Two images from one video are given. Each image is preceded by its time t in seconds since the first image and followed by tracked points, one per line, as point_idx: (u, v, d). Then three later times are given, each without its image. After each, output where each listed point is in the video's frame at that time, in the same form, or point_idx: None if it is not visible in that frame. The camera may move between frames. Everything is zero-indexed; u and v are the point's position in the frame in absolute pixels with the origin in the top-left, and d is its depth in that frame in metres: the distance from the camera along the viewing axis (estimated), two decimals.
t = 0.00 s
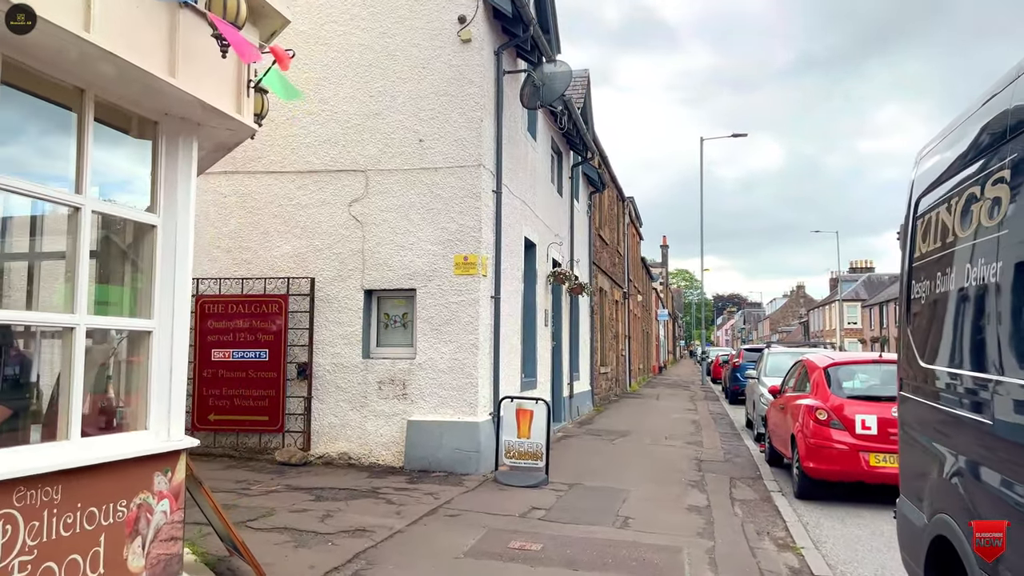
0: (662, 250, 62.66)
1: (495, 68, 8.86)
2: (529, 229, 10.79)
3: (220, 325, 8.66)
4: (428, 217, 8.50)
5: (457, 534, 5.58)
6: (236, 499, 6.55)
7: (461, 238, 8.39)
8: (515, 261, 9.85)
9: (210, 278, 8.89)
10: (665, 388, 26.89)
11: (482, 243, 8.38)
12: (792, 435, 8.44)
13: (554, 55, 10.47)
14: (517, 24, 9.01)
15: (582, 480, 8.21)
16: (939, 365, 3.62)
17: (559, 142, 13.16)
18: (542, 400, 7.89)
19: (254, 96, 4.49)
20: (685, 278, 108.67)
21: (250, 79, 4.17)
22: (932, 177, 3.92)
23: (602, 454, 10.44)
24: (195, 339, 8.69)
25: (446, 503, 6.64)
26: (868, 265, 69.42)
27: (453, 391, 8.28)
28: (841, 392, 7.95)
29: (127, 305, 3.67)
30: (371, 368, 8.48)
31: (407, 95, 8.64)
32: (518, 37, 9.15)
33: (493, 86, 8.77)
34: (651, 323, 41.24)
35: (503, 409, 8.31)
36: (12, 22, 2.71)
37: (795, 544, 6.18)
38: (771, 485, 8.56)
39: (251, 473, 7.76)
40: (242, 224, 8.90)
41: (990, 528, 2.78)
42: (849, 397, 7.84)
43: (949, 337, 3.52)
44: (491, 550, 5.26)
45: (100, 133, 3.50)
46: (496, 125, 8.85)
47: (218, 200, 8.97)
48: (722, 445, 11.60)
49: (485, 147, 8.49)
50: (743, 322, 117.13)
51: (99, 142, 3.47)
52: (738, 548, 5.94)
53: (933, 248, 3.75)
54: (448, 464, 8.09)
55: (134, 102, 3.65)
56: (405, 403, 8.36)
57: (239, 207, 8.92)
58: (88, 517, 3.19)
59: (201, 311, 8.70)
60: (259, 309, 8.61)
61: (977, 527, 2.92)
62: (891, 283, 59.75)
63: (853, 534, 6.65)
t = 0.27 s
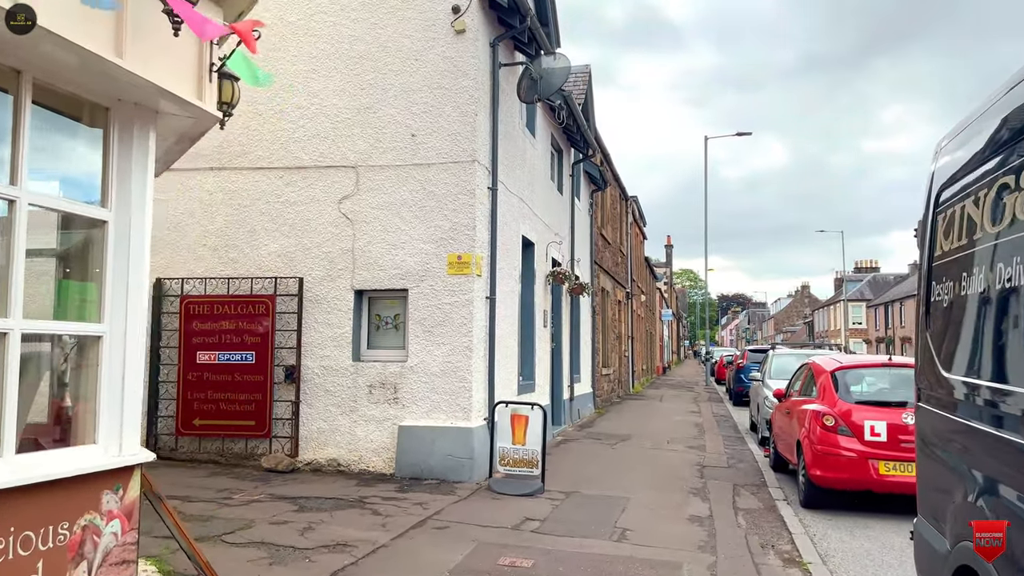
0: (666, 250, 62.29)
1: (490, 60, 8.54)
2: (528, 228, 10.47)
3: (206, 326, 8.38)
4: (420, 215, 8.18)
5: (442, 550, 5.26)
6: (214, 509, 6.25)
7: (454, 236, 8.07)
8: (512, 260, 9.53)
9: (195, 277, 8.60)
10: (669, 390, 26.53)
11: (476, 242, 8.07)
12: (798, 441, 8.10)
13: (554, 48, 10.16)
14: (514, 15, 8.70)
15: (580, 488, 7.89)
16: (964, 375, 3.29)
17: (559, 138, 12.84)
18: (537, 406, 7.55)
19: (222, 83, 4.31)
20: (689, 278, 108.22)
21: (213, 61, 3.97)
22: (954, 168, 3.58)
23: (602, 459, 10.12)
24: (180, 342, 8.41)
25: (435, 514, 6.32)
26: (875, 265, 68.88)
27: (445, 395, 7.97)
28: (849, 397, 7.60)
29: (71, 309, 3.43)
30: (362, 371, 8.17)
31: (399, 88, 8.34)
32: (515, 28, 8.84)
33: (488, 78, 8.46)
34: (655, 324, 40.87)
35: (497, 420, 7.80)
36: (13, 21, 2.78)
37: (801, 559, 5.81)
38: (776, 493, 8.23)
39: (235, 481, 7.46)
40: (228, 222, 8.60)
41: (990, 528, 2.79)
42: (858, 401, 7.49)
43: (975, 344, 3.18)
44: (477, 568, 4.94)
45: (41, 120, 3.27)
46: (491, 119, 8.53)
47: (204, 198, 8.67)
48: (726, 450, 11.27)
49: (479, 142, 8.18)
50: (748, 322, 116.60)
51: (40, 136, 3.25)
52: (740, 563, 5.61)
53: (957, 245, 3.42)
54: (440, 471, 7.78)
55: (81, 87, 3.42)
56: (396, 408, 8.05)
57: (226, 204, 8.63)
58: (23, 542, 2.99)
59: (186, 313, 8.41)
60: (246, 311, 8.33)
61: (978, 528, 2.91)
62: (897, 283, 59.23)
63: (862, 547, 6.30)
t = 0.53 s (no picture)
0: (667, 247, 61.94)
1: (480, 44, 8.23)
2: (521, 220, 10.15)
3: (185, 321, 8.07)
4: (406, 204, 7.87)
5: (421, 555, 4.95)
6: (186, 512, 5.95)
7: (441, 226, 7.76)
8: (504, 252, 9.21)
9: (174, 270, 8.29)
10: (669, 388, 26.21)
11: (465, 233, 7.75)
12: (800, 439, 7.77)
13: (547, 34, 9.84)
14: None
15: (572, 489, 7.58)
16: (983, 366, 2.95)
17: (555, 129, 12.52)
18: (529, 403, 7.26)
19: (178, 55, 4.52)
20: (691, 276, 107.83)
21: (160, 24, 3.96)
22: (973, 137, 3.23)
23: (598, 458, 9.80)
24: (159, 336, 8.11)
25: (418, 516, 6.02)
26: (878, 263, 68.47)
27: (432, 392, 7.65)
28: (854, 394, 7.27)
29: None
30: (346, 367, 7.86)
31: (385, 73, 8.02)
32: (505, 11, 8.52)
33: (477, 63, 8.14)
34: (656, 322, 40.55)
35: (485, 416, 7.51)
36: (13, 21, 3.03)
37: (803, 565, 5.48)
38: (777, 494, 7.90)
39: (212, 481, 7.16)
40: (208, 212, 8.30)
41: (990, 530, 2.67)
42: (863, 398, 7.16)
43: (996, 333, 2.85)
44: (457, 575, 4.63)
45: None
46: (480, 105, 8.22)
47: (184, 187, 8.37)
48: (726, 449, 10.95)
49: (468, 129, 7.86)
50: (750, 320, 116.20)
51: None
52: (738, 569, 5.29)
53: (976, 222, 3.08)
54: (426, 471, 7.47)
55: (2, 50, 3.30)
56: (382, 405, 7.74)
57: (206, 193, 8.32)
58: None
59: (164, 306, 8.11)
60: (226, 304, 8.02)
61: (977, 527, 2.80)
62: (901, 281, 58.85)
63: (867, 552, 5.97)
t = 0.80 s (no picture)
0: (667, 245, 61.62)
1: (469, 34, 7.91)
2: (514, 216, 9.83)
3: (163, 322, 7.75)
4: (392, 200, 7.55)
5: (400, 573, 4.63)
6: (156, 524, 5.64)
7: (429, 222, 7.44)
8: (496, 250, 8.89)
9: (152, 269, 7.97)
10: (669, 387, 25.89)
11: (453, 230, 7.44)
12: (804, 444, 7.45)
13: (541, 24, 9.51)
14: None
15: (566, 497, 7.26)
16: (1014, 375, 2.64)
17: (550, 124, 12.20)
18: (518, 407, 6.93)
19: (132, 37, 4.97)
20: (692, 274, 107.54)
21: None
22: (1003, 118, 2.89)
23: (594, 463, 9.49)
24: (136, 338, 7.79)
25: (401, 529, 5.71)
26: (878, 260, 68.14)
27: (420, 395, 7.34)
28: (859, 396, 6.95)
29: None
30: (330, 370, 7.55)
31: (370, 63, 7.70)
32: None
33: (466, 53, 7.82)
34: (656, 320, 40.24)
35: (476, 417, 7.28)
36: (13, 22, 3.56)
37: None
38: (781, 501, 7.58)
39: (189, 490, 6.85)
40: (187, 208, 7.97)
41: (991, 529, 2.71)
42: (869, 401, 6.84)
43: None
44: None
45: None
46: (470, 97, 7.90)
47: (162, 183, 8.04)
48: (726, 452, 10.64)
49: (456, 122, 7.54)
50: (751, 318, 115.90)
51: None
52: None
53: (1008, 213, 2.75)
54: (413, 478, 7.17)
55: None
56: (367, 410, 7.44)
57: (185, 189, 8.00)
58: None
59: (142, 307, 7.79)
60: (206, 305, 7.70)
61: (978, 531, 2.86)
62: (901, 278, 58.54)
63: (877, 565, 5.64)
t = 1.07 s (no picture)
0: (665, 242, 61.30)
1: (457, 13, 7.56)
2: (506, 206, 9.49)
3: (136, 315, 7.40)
4: (376, 187, 7.20)
5: None
6: (120, 529, 5.29)
7: (414, 210, 7.09)
8: (487, 241, 8.54)
9: (126, 260, 7.62)
10: (667, 384, 25.57)
11: (440, 218, 7.09)
12: (807, 442, 7.12)
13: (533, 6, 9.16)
14: None
15: (558, 498, 6.92)
16: None
17: (544, 113, 11.85)
18: (509, 403, 6.53)
19: None
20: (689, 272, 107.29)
21: None
22: None
23: (589, 461, 9.15)
24: (107, 333, 7.43)
25: (382, 533, 5.36)
26: (876, 256, 67.88)
27: (405, 392, 6.99)
28: (866, 391, 6.61)
29: None
30: (311, 366, 7.21)
31: (353, 43, 7.35)
32: None
33: (454, 33, 7.47)
34: (653, 316, 39.94)
35: (461, 419, 6.77)
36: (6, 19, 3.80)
37: None
38: (783, 501, 7.24)
39: (161, 492, 6.50)
40: (162, 196, 7.62)
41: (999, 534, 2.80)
42: (876, 396, 6.50)
43: None
44: None
45: None
46: (458, 80, 7.55)
47: (135, 170, 7.68)
48: (726, 450, 10.31)
49: (443, 104, 7.19)
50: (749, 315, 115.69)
51: None
52: None
53: None
54: (398, 479, 6.83)
55: None
56: (349, 407, 7.10)
57: (160, 176, 7.64)
58: None
59: (114, 300, 7.43)
60: (181, 297, 7.35)
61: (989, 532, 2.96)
62: (900, 274, 58.27)
63: (887, 570, 5.31)
